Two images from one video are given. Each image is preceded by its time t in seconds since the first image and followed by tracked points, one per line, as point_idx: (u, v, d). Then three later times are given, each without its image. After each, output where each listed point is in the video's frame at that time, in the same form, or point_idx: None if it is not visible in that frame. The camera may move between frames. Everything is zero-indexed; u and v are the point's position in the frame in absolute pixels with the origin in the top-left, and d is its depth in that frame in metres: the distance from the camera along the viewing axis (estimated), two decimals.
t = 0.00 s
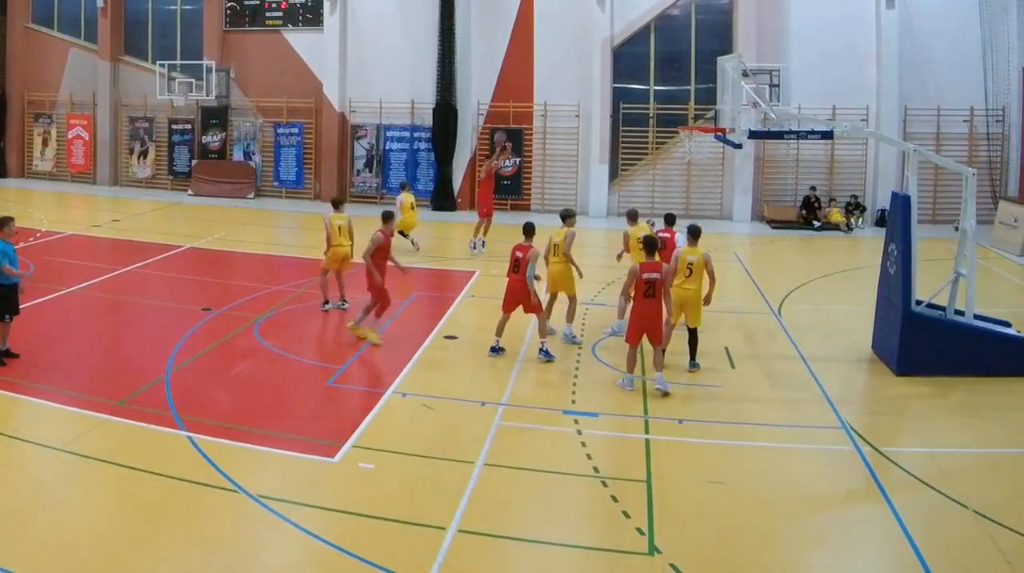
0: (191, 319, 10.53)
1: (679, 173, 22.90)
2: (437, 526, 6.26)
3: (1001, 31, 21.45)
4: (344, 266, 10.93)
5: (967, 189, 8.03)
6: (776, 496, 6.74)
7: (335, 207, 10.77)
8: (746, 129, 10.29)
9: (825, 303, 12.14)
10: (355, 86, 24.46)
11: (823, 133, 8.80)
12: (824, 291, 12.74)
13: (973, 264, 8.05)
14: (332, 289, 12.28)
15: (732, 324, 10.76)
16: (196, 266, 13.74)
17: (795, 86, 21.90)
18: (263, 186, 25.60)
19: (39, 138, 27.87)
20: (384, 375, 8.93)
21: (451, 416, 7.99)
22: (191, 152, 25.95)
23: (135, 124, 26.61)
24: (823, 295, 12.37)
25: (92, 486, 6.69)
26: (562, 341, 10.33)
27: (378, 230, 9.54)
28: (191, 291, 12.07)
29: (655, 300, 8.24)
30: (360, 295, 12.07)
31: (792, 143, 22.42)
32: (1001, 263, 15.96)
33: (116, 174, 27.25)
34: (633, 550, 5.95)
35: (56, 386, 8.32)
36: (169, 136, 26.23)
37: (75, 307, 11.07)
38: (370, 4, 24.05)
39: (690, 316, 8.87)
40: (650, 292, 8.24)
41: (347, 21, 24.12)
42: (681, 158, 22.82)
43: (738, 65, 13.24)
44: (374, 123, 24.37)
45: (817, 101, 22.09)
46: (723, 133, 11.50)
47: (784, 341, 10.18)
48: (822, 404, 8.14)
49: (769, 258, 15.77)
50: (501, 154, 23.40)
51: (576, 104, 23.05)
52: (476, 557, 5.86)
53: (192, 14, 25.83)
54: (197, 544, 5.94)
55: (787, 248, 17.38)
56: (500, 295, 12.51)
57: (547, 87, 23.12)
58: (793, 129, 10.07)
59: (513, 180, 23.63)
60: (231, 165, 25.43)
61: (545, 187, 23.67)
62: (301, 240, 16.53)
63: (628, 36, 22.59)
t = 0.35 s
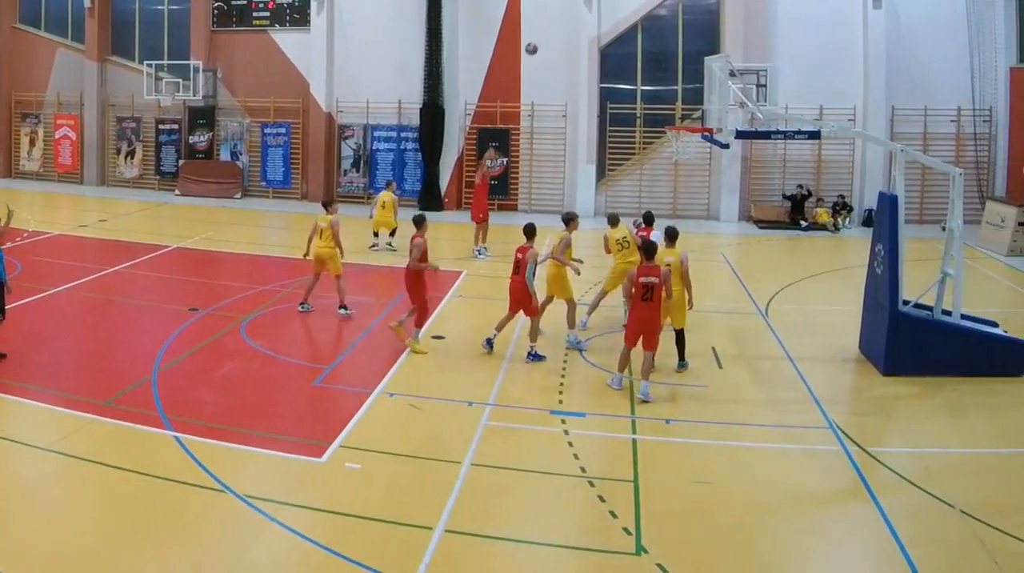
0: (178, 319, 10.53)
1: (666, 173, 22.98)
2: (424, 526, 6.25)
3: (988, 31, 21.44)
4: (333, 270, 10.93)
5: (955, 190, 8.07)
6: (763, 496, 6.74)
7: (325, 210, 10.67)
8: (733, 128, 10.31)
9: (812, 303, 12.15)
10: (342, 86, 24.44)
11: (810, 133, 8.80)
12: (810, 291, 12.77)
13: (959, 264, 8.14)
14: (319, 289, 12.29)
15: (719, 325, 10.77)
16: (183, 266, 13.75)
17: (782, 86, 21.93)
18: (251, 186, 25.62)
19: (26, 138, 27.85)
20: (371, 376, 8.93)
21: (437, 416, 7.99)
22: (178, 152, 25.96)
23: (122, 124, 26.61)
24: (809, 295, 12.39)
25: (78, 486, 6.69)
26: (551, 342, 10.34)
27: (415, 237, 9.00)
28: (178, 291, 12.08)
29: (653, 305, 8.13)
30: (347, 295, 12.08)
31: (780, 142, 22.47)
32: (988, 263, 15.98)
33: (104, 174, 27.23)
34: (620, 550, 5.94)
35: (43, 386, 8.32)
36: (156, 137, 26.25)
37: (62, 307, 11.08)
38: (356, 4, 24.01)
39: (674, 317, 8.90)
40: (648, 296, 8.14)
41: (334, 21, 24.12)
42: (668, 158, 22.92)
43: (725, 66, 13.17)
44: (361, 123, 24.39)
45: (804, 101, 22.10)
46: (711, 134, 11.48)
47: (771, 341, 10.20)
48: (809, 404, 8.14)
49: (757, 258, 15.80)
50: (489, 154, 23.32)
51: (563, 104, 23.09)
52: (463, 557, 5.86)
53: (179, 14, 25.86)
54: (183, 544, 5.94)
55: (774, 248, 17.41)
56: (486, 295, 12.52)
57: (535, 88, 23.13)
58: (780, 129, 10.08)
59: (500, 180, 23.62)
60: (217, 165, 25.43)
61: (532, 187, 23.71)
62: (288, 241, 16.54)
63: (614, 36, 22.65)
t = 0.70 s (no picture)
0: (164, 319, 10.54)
1: (653, 173, 23.06)
2: (409, 526, 6.24)
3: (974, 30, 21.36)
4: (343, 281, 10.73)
5: (939, 189, 8.07)
6: (748, 497, 6.73)
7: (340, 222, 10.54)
8: (719, 129, 10.33)
9: (796, 303, 12.17)
10: (328, 86, 24.43)
11: (795, 134, 8.80)
12: (796, 291, 12.78)
13: (946, 263, 8.16)
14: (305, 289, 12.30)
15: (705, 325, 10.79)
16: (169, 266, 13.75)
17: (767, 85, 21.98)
18: (236, 186, 25.56)
19: (12, 138, 27.85)
20: (356, 376, 8.93)
21: (422, 416, 8.00)
22: (163, 152, 25.96)
23: (108, 123, 26.60)
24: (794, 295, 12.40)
25: (64, 486, 6.69)
26: (536, 342, 10.35)
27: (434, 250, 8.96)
28: (164, 291, 12.09)
29: (638, 303, 8.16)
30: (333, 295, 12.08)
31: (765, 142, 22.52)
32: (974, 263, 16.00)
33: (89, 174, 27.21)
34: (605, 550, 5.93)
35: (28, 386, 8.31)
36: (141, 137, 26.24)
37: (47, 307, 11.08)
38: (342, 4, 23.98)
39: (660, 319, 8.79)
40: (634, 295, 8.16)
41: (320, 21, 24.13)
42: (654, 159, 23.02)
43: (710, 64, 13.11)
44: (347, 123, 24.42)
45: (790, 101, 22.13)
46: (696, 134, 11.48)
47: (757, 341, 10.21)
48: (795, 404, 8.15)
49: (744, 258, 15.81)
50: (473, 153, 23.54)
51: (548, 104, 23.08)
52: (447, 557, 5.85)
53: (165, 14, 25.93)
54: (168, 544, 5.93)
55: (760, 248, 17.41)
56: (472, 295, 12.54)
57: (521, 87, 23.14)
58: (767, 129, 10.09)
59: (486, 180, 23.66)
60: (204, 165, 25.43)
61: (518, 188, 23.71)
62: (274, 241, 16.55)
63: (602, 35, 22.69)
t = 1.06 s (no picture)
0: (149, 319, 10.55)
1: (638, 173, 23.11)
2: (394, 526, 6.24)
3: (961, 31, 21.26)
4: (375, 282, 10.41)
5: (926, 189, 8.13)
6: (732, 497, 6.73)
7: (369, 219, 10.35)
8: (705, 128, 10.34)
9: (781, 303, 12.18)
10: (314, 86, 24.43)
11: (779, 134, 8.81)
12: (781, 291, 12.80)
13: (931, 264, 8.22)
14: (290, 289, 12.30)
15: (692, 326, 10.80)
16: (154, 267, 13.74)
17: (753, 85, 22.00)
18: (222, 186, 25.60)
19: None
20: (341, 376, 8.94)
21: (408, 415, 8.01)
22: (149, 152, 25.95)
23: (94, 124, 26.57)
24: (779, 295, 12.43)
25: (48, 487, 6.68)
26: (522, 342, 10.37)
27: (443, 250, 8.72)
28: (149, 291, 12.10)
29: (620, 299, 8.25)
30: (318, 295, 12.09)
31: (751, 142, 22.50)
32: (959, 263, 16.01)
33: (75, 174, 27.20)
34: (590, 550, 5.93)
35: (14, 386, 8.31)
36: (127, 137, 26.22)
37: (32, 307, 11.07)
38: (327, 4, 23.98)
39: (654, 322, 8.63)
40: (615, 290, 8.25)
41: (306, 21, 24.12)
42: (639, 158, 23.06)
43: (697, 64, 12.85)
44: (332, 123, 24.40)
45: (777, 101, 22.13)
46: (682, 134, 11.44)
47: (743, 341, 10.23)
48: (781, 404, 8.16)
49: (730, 258, 15.82)
50: (460, 153, 23.64)
51: (534, 104, 23.08)
52: (431, 557, 5.85)
53: (150, 15, 25.94)
54: (153, 544, 5.92)
55: (747, 248, 17.41)
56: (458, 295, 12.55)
57: (506, 88, 23.14)
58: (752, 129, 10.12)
59: (472, 180, 23.82)
60: (190, 165, 25.44)
61: (503, 187, 23.73)
62: (260, 241, 16.54)
63: (586, 36, 22.64)
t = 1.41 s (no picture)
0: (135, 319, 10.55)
1: (626, 172, 23.11)
2: (381, 526, 6.23)
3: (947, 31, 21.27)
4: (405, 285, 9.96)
5: (913, 190, 8.23)
6: (719, 496, 6.73)
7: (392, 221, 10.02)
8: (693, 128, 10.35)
9: (767, 303, 12.20)
10: (301, 86, 24.46)
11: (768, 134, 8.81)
12: (767, 291, 12.83)
13: (918, 265, 8.29)
14: (277, 289, 12.30)
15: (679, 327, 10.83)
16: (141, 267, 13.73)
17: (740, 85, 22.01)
18: (209, 186, 25.59)
19: None
20: (328, 376, 8.94)
21: (396, 415, 8.01)
22: (136, 152, 25.94)
23: (80, 124, 26.53)
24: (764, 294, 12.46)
25: (35, 487, 6.66)
26: (508, 341, 10.39)
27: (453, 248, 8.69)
28: (136, 291, 12.10)
29: (613, 298, 8.25)
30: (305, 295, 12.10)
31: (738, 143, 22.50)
32: (947, 263, 16.03)
33: (62, 174, 27.15)
34: (578, 550, 5.92)
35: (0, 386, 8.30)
36: (114, 136, 26.19)
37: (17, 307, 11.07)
38: (314, 4, 24.03)
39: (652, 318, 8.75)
40: (608, 290, 8.24)
41: (293, 21, 24.13)
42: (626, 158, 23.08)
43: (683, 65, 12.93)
44: (320, 123, 24.41)
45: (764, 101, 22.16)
46: (670, 133, 11.44)
47: (729, 341, 10.24)
48: (768, 404, 8.16)
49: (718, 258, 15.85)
50: (446, 153, 23.60)
51: (521, 104, 23.09)
52: (418, 557, 5.84)
53: (138, 15, 26.01)
54: (140, 545, 5.91)
55: (735, 248, 17.43)
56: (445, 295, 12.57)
57: (493, 88, 23.14)
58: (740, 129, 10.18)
59: (458, 180, 23.75)
60: (177, 165, 25.44)
61: (490, 188, 23.70)
62: (247, 241, 16.54)
63: (572, 37, 22.69)
